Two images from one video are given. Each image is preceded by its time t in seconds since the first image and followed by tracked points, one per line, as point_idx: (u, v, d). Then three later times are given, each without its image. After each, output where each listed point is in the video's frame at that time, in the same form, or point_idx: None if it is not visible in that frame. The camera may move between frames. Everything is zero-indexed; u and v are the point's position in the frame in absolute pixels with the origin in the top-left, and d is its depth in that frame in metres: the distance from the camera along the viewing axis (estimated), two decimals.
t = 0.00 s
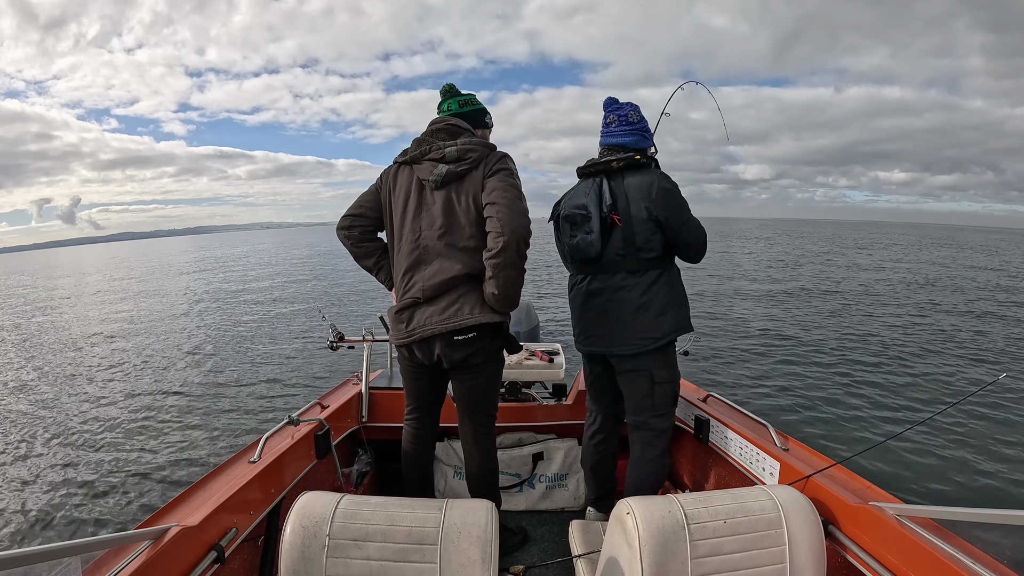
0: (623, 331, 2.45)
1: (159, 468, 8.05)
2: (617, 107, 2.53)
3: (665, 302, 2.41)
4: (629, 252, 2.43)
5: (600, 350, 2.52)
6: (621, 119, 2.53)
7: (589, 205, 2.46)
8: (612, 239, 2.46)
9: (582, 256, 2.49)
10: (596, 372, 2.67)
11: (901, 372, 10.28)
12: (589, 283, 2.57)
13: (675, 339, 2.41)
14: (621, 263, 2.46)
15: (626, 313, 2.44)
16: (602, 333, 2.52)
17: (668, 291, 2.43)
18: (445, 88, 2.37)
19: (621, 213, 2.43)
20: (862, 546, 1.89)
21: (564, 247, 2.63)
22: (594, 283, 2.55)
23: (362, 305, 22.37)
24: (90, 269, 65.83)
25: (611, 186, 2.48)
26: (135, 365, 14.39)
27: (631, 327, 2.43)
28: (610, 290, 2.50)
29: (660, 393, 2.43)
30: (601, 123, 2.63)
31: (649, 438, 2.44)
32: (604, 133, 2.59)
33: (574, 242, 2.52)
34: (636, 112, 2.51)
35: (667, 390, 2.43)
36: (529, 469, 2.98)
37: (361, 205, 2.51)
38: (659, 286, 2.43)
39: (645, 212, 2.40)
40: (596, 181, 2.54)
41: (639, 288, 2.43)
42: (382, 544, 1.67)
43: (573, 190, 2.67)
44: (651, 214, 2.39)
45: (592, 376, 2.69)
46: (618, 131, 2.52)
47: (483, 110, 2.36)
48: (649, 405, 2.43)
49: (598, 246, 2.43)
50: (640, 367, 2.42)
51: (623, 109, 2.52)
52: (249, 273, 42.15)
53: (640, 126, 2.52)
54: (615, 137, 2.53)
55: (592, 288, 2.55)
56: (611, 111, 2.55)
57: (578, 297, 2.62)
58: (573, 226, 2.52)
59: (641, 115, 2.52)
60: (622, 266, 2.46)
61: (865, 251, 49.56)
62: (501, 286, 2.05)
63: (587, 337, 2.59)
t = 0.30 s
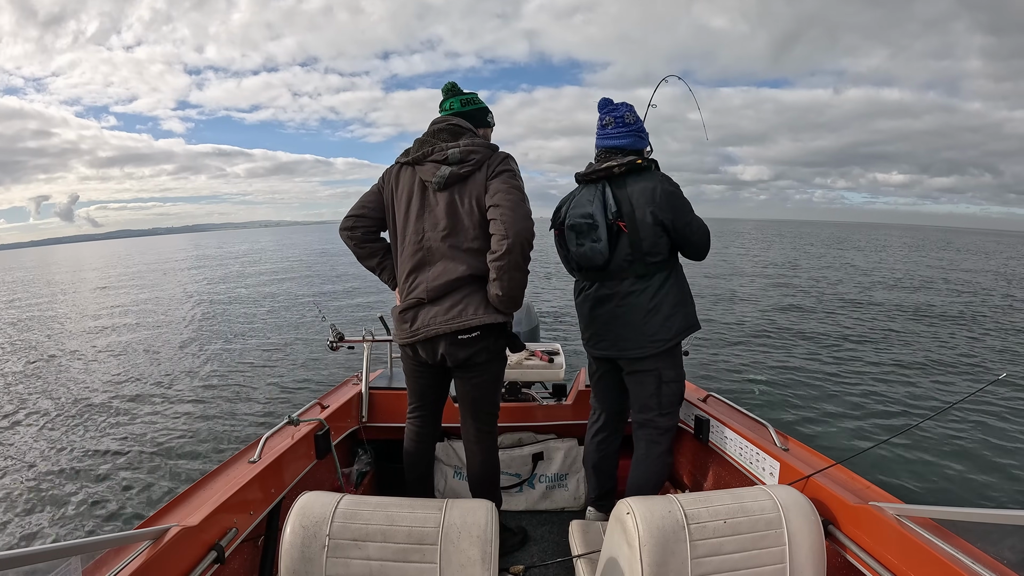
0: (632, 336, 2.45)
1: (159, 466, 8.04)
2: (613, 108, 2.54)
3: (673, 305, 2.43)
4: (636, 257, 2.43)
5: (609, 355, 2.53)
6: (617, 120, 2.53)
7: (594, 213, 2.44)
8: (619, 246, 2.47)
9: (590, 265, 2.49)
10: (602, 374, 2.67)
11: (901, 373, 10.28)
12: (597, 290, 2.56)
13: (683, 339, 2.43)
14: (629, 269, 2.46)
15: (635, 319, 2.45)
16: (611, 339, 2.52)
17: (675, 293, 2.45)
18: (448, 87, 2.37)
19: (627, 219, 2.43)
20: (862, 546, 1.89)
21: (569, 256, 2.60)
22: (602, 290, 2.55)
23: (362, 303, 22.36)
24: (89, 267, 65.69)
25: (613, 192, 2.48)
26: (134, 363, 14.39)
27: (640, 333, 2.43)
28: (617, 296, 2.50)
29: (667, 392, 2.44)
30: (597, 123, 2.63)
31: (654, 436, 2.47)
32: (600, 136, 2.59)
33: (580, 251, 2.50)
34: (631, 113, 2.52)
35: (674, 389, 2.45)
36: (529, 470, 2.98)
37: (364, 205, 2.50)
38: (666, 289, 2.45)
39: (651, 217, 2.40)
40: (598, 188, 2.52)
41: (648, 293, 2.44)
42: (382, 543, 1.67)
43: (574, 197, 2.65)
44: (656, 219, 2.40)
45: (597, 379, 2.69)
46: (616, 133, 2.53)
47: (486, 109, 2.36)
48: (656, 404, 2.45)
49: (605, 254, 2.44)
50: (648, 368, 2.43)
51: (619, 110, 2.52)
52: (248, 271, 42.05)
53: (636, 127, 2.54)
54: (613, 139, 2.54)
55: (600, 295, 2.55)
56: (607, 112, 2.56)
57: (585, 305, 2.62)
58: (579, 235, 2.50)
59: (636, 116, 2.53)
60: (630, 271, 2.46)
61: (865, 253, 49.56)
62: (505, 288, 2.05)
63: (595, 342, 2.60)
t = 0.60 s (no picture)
0: (638, 333, 2.45)
1: (159, 466, 8.04)
2: (611, 110, 2.55)
3: (679, 300, 2.44)
4: (642, 254, 2.44)
5: (615, 354, 2.52)
6: (615, 122, 2.54)
7: (599, 211, 2.47)
8: (624, 243, 2.47)
9: (596, 264, 2.49)
10: (605, 373, 2.67)
11: (900, 373, 10.31)
12: (603, 289, 2.56)
13: (689, 336, 2.44)
14: (634, 266, 2.47)
15: (641, 316, 2.45)
16: (617, 337, 2.52)
17: (681, 290, 2.46)
18: (449, 87, 2.37)
19: (631, 216, 2.43)
20: (862, 546, 1.90)
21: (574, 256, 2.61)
22: (608, 288, 2.55)
23: (361, 304, 22.33)
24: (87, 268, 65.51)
25: (617, 190, 2.49)
26: (133, 364, 14.37)
27: (647, 329, 2.43)
28: (624, 294, 2.50)
29: (670, 392, 2.45)
30: (595, 126, 2.64)
31: (655, 436, 2.48)
32: (598, 137, 2.60)
33: (586, 250, 2.51)
34: (630, 114, 2.54)
35: (677, 389, 2.46)
36: (529, 470, 2.98)
37: (364, 205, 2.50)
38: (672, 285, 2.45)
39: (656, 213, 2.41)
40: (602, 187, 2.53)
41: (655, 289, 2.44)
42: (381, 544, 1.67)
43: (578, 199, 2.65)
44: (661, 215, 2.40)
45: (601, 378, 2.69)
46: (614, 134, 2.54)
47: (487, 109, 2.36)
48: (658, 404, 2.45)
49: (612, 252, 2.45)
50: (652, 367, 2.44)
51: (616, 112, 2.53)
52: (247, 271, 42.01)
53: (635, 128, 2.55)
54: (612, 140, 2.54)
55: (606, 294, 2.55)
56: (604, 114, 2.56)
57: (590, 304, 2.62)
58: (584, 234, 2.52)
59: (634, 118, 2.54)
60: (636, 268, 2.47)
61: (863, 253, 49.68)
62: (505, 287, 2.05)
63: (601, 342, 2.59)
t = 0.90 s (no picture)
0: (641, 327, 2.45)
1: (158, 467, 8.04)
2: (603, 113, 2.57)
3: (682, 295, 2.45)
4: (645, 248, 2.45)
5: (617, 349, 2.51)
6: (611, 123, 2.56)
7: (601, 205, 2.47)
8: (626, 238, 2.48)
9: (597, 259, 2.49)
10: (606, 371, 2.67)
11: (898, 372, 10.34)
12: (604, 284, 2.56)
13: (692, 330, 2.44)
14: (636, 260, 2.47)
15: (644, 309, 2.44)
16: (618, 332, 2.51)
17: (683, 284, 2.48)
18: (449, 87, 2.37)
19: (633, 210, 2.44)
20: (862, 546, 1.91)
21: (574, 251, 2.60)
22: (609, 284, 2.54)
23: (360, 305, 22.32)
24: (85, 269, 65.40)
25: (618, 185, 2.50)
26: (132, 365, 14.34)
27: (650, 322, 2.43)
28: (626, 288, 2.50)
29: (672, 393, 2.45)
30: (588, 129, 2.65)
31: (656, 436, 2.48)
32: (594, 139, 2.60)
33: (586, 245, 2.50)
34: (623, 117, 2.57)
35: (679, 390, 2.46)
36: (529, 469, 2.98)
37: (365, 205, 2.50)
38: (674, 279, 2.46)
39: (658, 207, 2.42)
40: (603, 183, 2.54)
41: (657, 283, 2.44)
42: (381, 544, 1.67)
43: (578, 196, 2.64)
44: (663, 208, 2.42)
45: (601, 376, 2.69)
46: (610, 136, 2.55)
47: (487, 109, 2.36)
48: (660, 404, 2.46)
49: (613, 245, 2.44)
50: (654, 367, 2.44)
51: (611, 114, 2.56)
52: (246, 273, 41.98)
53: (629, 130, 2.58)
54: (609, 141, 2.56)
55: (608, 288, 2.54)
56: (599, 116, 2.58)
57: (591, 300, 2.61)
58: (585, 229, 2.53)
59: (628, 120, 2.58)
60: (638, 263, 2.47)
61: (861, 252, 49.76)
62: (505, 287, 2.05)
63: (602, 338, 2.58)
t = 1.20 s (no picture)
0: (636, 326, 2.45)
1: (159, 468, 8.04)
2: (598, 113, 2.57)
3: (677, 294, 2.45)
4: (638, 248, 2.45)
5: (612, 348, 2.52)
6: (606, 124, 2.57)
7: (592, 206, 2.47)
8: (619, 238, 2.48)
9: (590, 258, 2.49)
10: (601, 371, 2.67)
11: (896, 373, 10.38)
12: (599, 284, 2.57)
13: (687, 330, 2.45)
14: (630, 260, 2.48)
15: (639, 309, 2.45)
16: (613, 332, 2.52)
17: (678, 284, 2.48)
18: (451, 86, 2.37)
19: (625, 211, 2.45)
20: (862, 546, 1.91)
21: (568, 252, 2.61)
22: (603, 284, 2.56)
23: (360, 306, 22.34)
24: (84, 272, 65.39)
25: (611, 186, 2.51)
26: (132, 367, 14.35)
27: (643, 322, 2.43)
28: (620, 287, 2.51)
29: (670, 392, 2.46)
30: (584, 130, 2.66)
31: (654, 435, 2.48)
32: (589, 139, 2.61)
33: (579, 245, 2.51)
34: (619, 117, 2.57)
35: (677, 389, 2.47)
36: (529, 469, 2.98)
37: (366, 205, 2.50)
38: (669, 278, 2.47)
39: (651, 207, 2.43)
40: (595, 184, 2.55)
41: (652, 282, 2.45)
42: (382, 544, 1.67)
43: (571, 197, 2.65)
44: (656, 208, 2.43)
45: (596, 375, 2.69)
46: (605, 135, 2.56)
47: (488, 109, 2.37)
48: (658, 404, 2.46)
49: (605, 246, 2.44)
50: (652, 367, 2.44)
51: (606, 114, 2.56)
52: (244, 275, 41.91)
53: (624, 129, 2.58)
54: (603, 141, 2.56)
55: (602, 288, 2.55)
56: (595, 117, 2.58)
57: (587, 300, 2.62)
58: (576, 229, 2.51)
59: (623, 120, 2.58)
60: (632, 263, 2.48)
61: (859, 253, 49.92)
62: (508, 288, 2.06)
63: (596, 337, 2.59)
